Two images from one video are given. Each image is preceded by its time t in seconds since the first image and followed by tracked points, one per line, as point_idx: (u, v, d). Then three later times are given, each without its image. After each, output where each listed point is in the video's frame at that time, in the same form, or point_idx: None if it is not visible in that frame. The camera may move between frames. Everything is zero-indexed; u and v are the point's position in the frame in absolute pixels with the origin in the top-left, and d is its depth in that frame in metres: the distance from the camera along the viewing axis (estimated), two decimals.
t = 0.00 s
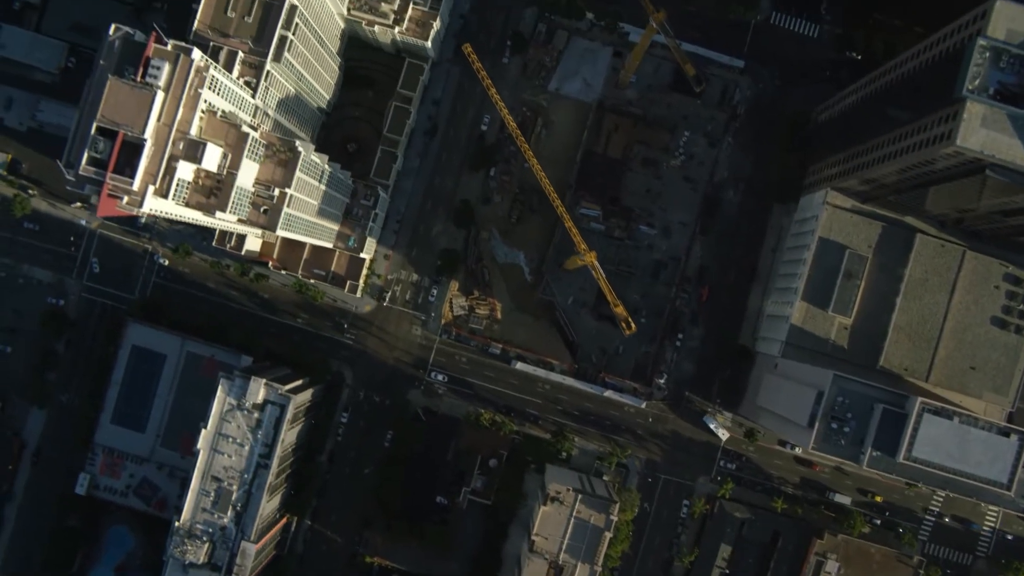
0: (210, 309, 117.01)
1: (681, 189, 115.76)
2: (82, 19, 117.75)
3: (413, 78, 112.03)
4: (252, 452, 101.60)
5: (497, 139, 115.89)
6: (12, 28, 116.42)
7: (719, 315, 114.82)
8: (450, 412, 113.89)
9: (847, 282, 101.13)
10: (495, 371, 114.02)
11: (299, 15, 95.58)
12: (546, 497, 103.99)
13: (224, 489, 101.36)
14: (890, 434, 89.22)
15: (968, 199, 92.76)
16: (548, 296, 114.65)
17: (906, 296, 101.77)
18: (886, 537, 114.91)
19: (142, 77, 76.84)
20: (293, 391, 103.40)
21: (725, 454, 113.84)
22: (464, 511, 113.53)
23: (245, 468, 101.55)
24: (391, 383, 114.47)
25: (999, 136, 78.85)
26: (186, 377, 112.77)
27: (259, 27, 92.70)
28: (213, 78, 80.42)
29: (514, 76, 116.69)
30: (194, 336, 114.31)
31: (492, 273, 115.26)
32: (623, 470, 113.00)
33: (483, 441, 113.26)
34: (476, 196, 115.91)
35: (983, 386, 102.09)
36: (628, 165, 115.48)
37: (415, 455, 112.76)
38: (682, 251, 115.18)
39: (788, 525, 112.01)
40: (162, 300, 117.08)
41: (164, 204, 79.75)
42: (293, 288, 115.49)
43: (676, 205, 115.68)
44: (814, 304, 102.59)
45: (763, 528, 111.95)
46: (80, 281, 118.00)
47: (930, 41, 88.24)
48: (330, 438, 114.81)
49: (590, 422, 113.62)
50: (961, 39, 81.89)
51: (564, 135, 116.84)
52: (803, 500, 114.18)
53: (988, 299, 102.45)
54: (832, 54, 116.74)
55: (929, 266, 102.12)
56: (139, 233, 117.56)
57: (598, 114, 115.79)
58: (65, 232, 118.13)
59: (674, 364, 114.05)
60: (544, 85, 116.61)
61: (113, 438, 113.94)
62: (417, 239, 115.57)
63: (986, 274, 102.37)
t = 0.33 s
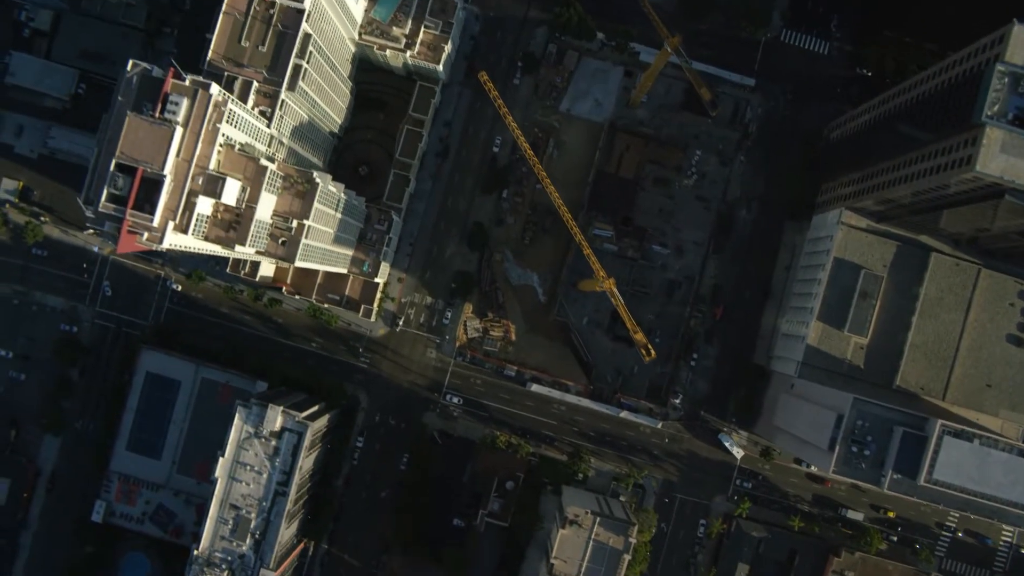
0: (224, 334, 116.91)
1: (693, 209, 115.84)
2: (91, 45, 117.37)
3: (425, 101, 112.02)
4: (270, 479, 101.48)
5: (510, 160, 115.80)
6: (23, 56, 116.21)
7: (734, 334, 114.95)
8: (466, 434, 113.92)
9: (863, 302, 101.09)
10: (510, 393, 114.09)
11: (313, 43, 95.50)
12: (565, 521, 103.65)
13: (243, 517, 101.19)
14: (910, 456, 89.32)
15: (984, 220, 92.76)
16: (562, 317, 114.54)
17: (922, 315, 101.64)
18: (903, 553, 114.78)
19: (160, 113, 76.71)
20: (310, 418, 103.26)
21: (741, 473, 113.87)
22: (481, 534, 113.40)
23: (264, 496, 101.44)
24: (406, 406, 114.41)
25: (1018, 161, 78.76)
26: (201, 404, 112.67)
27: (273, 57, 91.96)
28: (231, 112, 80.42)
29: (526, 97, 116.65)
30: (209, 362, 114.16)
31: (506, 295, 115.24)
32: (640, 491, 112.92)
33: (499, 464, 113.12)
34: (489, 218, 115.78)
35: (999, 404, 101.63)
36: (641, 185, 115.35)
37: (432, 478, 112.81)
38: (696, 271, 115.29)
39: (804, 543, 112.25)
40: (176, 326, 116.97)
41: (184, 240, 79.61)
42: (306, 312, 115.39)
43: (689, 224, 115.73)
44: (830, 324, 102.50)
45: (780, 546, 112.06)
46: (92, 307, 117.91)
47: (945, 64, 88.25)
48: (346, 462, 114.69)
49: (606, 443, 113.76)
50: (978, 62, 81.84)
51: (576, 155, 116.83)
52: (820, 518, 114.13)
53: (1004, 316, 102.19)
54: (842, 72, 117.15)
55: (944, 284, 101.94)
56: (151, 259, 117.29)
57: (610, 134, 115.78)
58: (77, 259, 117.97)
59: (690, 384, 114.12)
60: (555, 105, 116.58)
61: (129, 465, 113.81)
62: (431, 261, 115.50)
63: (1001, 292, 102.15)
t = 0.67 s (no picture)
0: (238, 359, 116.75)
1: (706, 227, 115.89)
2: (100, 71, 117.16)
3: (437, 124, 112.02)
4: (289, 506, 101.37)
5: (522, 181, 115.81)
6: (33, 82, 116.24)
7: (748, 352, 115.00)
8: (482, 456, 113.92)
9: (879, 321, 101.13)
10: (526, 415, 114.11)
11: (327, 71, 95.48)
12: (584, 543, 102.79)
13: (262, 544, 101.00)
14: (931, 478, 89.33)
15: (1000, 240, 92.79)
16: (577, 338, 114.49)
17: (938, 333, 101.40)
18: (921, 569, 114.36)
19: (179, 148, 76.77)
20: (327, 444, 103.20)
21: (758, 492, 113.79)
22: (499, 556, 113.06)
23: (283, 523, 101.26)
24: (422, 429, 114.34)
25: None
26: (216, 430, 112.47)
27: (287, 85, 91.93)
28: (249, 146, 80.47)
29: (537, 118, 116.68)
30: (224, 388, 113.89)
31: (520, 317, 115.27)
32: (657, 510, 112.93)
33: (516, 486, 112.73)
34: (502, 239, 115.77)
35: (1017, 421, 101.22)
36: (654, 205, 115.45)
37: (449, 500, 112.64)
38: (709, 290, 115.35)
39: (821, 560, 112.64)
40: (190, 351, 116.80)
41: (204, 274, 79.49)
42: (320, 336, 115.36)
43: (702, 243, 115.79)
44: (846, 343, 102.53)
45: (798, 565, 112.36)
46: (106, 333, 117.73)
47: (961, 85, 88.24)
48: (362, 486, 114.49)
49: (623, 463, 113.77)
50: (995, 85, 81.58)
51: (587, 175, 116.88)
52: (837, 535, 113.95)
53: (1020, 333, 101.77)
54: (853, 88, 117.23)
55: (960, 302, 101.68)
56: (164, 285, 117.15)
57: (622, 154, 115.77)
58: (90, 285, 117.79)
59: (705, 403, 114.16)
60: (567, 125, 116.67)
61: (145, 491, 113.55)
62: (444, 284, 115.48)
63: (1018, 309, 101.68)
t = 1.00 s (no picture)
0: (253, 383, 116.69)
1: (720, 246, 115.96)
2: (112, 97, 117.65)
3: (449, 146, 111.98)
4: (308, 532, 101.27)
5: (535, 202, 115.79)
6: (43, 109, 116.22)
7: (763, 370, 115.08)
8: (498, 477, 113.88)
9: (895, 339, 101.05)
10: (542, 436, 114.15)
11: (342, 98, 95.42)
12: (604, 565, 102.62)
13: (281, 571, 100.96)
14: (952, 500, 89.48)
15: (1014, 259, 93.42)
16: (591, 358, 114.42)
17: (954, 351, 100.73)
18: None
19: (199, 183, 76.47)
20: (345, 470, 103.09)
21: (774, 510, 113.88)
22: None
23: (302, 550, 101.21)
24: (438, 451, 114.29)
25: None
26: (232, 456, 112.29)
27: (302, 114, 91.67)
28: (268, 179, 80.38)
29: (549, 137, 116.64)
30: (239, 413, 113.75)
31: (534, 337, 115.26)
32: (674, 530, 113.09)
33: (532, 507, 112.44)
34: (515, 260, 115.75)
35: None
36: (667, 224, 115.35)
37: (466, 522, 112.46)
38: (723, 308, 115.40)
39: None
40: (204, 376, 116.68)
41: (225, 308, 79.54)
42: (335, 359, 115.33)
43: (715, 261, 115.87)
44: (863, 362, 102.49)
45: None
46: (120, 359, 117.54)
47: (977, 107, 88.27)
48: (379, 509, 114.39)
49: (639, 482, 113.79)
50: (1009, 110, 81.65)
51: (600, 194, 116.91)
52: (854, 551, 114.00)
53: None
54: (863, 104, 117.34)
55: (976, 319, 100.97)
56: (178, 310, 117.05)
57: (635, 173, 115.71)
58: (103, 311, 117.65)
59: (721, 421, 114.22)
60: (579, 145, 116.64)
61: (161, 517, 113.22)
62: (458, 305, 115.49)
63: None
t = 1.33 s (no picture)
0: (268, 407, 116.58)
1: (733, 263, 116.04)
2: (122, 122, 117.45)
3: (462, 167, 111.94)
4: (327, 558, 101.08)
5: (547, 222, 115.80)
6: (54, 135, 115.96)
7: (778, 387, 115.17)
8: (515, 498, 113.86)
9: (911, 357, 101.08)
10: (558, 456, 114.17)
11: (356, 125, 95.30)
12: None
13: None
14: (974, 520, 89.58)
15: None
16: (606, 377, 114.40)
17: (971, 367, 100.83)
18: None
19: (219, 218, 76.39)
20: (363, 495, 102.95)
21: (792, 526, 113.96)
22: None
23: None
24: (455, 473, 114.25)
25: None
26: (248, 482, 111.93)
27: (317, 142, 91.47)
28: (288, 212, 80.28)
29: (561, 157, 116.71)
30: (255, 438, 113.54)
31: (549, 358, 115.25)
32: (692, 548, 113.14)
33: (551, 530, 113.21)
34: (529, 281, 115.76)
35: None
36: (680, 242, 115.43)
37: (483, 544, 112.42)
38: (737, 326, 115.45)
39: None
40: (219, 400, 116.65)
41: (246, 341, 79.47)
42: (350, 383, 115.32)
43: (729, 279, 115.94)
44: (879, 380, 102.56)
45: None
46: (134, 385, 117.33)
47: (990, 128, 87.91)
48: (396, 531, 114.36)
49: (656, 501, 113.84)
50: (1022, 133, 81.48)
51: (612, 213, 116.89)
52: (871, 567, 114.08)
53: None
54: (874, 119, 117.35)
55: (992, 335, 101.02)
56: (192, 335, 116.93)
57: (647, 192, 115.81)
58: (117, 337, 117.45)
59: (737, 439, 114.36)
60: (591, 164, 116.69)
61: (178, 543, 112.74)
62: (472, 327, 115.48)
63: None
